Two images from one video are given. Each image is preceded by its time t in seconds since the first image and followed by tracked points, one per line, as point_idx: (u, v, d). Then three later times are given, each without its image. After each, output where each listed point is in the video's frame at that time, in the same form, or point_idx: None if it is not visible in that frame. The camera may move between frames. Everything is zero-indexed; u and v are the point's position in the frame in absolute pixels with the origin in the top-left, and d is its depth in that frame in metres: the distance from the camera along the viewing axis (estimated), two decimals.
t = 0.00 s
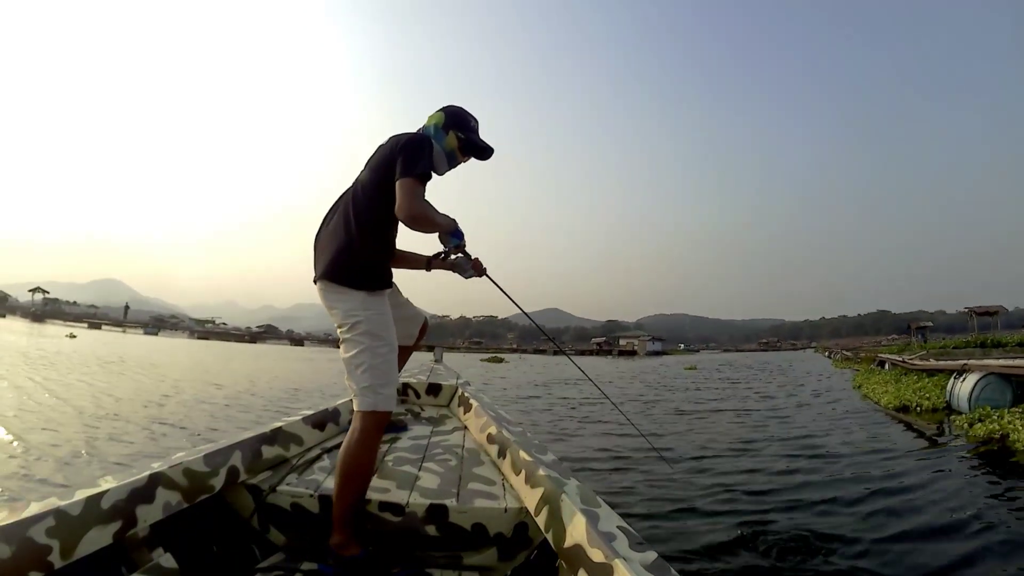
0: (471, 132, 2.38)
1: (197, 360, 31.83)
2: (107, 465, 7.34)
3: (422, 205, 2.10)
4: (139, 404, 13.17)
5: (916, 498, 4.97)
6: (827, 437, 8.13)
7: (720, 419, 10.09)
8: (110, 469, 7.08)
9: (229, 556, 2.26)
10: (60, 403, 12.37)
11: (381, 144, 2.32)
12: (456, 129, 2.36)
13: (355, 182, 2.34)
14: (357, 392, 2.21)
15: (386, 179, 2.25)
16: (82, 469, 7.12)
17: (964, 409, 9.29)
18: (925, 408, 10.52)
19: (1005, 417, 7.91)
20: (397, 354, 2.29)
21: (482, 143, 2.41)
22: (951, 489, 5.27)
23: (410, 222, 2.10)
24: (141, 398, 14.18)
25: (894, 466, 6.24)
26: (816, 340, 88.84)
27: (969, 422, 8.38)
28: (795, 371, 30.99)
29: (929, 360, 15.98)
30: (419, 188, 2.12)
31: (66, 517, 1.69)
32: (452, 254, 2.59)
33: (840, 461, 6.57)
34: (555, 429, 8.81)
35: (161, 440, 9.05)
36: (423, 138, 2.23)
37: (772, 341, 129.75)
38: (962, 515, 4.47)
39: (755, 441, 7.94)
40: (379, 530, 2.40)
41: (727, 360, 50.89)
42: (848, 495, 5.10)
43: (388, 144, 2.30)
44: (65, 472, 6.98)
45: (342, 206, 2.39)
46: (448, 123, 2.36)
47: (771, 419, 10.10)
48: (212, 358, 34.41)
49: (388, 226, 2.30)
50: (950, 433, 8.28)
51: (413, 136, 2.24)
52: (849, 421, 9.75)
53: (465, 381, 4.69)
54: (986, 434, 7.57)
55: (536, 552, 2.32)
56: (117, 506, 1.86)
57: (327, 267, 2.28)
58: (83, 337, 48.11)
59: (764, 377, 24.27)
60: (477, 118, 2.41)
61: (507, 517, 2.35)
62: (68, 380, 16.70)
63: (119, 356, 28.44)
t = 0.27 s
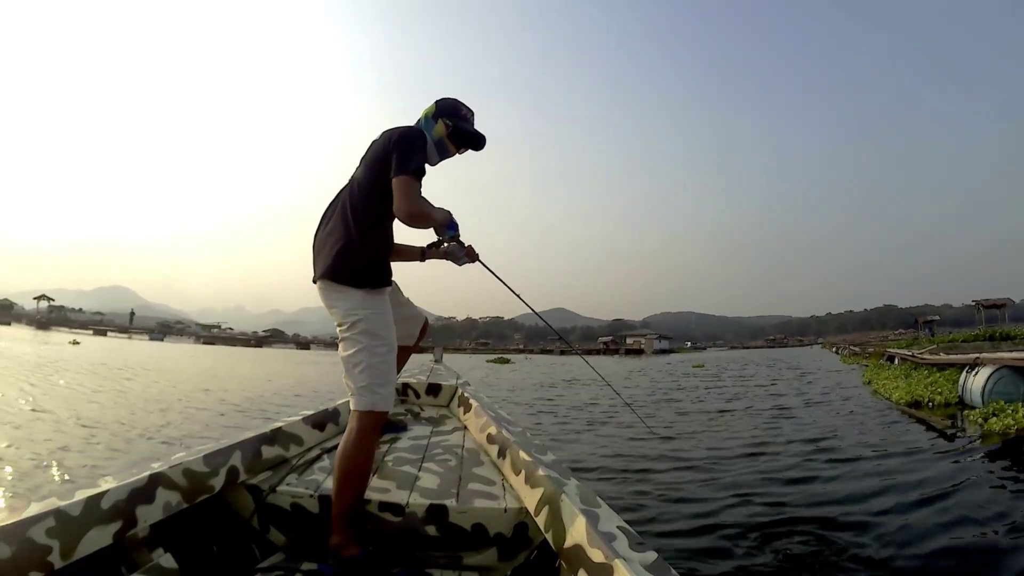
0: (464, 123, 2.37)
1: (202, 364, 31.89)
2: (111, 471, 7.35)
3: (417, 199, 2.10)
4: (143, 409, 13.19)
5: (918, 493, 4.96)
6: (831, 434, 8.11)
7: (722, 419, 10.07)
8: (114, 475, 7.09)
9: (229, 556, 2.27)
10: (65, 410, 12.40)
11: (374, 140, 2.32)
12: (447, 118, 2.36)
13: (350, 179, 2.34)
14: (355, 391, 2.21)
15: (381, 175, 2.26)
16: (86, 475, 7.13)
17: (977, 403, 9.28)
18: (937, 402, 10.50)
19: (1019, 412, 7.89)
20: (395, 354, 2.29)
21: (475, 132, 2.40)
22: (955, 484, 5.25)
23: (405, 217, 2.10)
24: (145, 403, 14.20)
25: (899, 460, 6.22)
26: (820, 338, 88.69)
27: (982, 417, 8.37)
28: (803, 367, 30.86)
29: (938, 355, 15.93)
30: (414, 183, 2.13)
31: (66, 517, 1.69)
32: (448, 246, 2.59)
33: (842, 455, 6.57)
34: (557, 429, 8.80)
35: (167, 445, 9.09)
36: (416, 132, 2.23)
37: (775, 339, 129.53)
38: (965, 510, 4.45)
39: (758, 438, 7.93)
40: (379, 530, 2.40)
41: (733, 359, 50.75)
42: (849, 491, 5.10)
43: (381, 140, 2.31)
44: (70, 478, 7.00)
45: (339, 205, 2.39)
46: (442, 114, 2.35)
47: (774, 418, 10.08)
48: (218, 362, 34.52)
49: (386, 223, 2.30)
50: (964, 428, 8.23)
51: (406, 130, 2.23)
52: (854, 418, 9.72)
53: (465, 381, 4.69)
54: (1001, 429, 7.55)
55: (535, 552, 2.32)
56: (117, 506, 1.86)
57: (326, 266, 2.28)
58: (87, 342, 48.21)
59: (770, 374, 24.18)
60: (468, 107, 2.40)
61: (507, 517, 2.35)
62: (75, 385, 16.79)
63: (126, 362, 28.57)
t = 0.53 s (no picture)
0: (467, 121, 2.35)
1: (207, 365, 31.97)
2: (115, 471, 7.35)
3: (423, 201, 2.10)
4: (147, 410, 13.22)
5: (924, 494, 4.93)
6: (836, 435, 8.08)
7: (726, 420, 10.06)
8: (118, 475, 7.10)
9: (229, 556, 2.26)
10: (69, 410, 12.42)
11: (380, 140, 2.33)
12: (452, 116, 2.34)
13: (356, 180, 2.35)
14: (359, 391, 2.21)
15: (387, 175, 2.25)
16: (89, 476, 7.13)
17: (991, 406, 9.24)
18: (950, 406, 10.45)
19: None
20: (399, 354, 2.28)
21: (478, 128, 2.38)
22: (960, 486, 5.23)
23: (410, 218, 2.09)
24: (149, 404, 14.21)
25: (904, 463, 6.20)
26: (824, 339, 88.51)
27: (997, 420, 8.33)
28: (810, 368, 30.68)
29: (949, 356, 15.87)
30: (420, 183, 2.12)
31: (66, 516, 1.69)
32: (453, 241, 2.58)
33: (846, 456, 6.56)
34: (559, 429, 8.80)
35: (171, 446, 9.13)
36: (422, 132, 2.23)
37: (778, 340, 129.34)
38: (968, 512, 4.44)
39: (761, 440, 7.91)
40: (379, 531, 2.40)
41: (739, 360, 50.51)
42: (852, 491, 5.09)
43: (387, 140, 2.31)
44: (73, 478, 7.00)
45: (344, 205, 2.39)
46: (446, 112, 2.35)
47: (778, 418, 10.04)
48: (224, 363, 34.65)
49: (391, 223, 2.30)
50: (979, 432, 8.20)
51: (411, 131, 2.23)
52: (861, 420, 9.67)
53: (465, 381, 4.69)
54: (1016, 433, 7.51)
55: (535, 552, 2.31)
56: (117, 506, 1.86)
57: (331, 267, 2.28)
58: (91, 342, 48.32)
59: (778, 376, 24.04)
60: (473, 104, 2.38)
61: (507, 518, 2.35)
62: (82, 386, 16.88)
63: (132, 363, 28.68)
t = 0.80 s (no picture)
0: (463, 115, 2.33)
1: (212, 367, 32.03)
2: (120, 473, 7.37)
3: (422, 196, 2.10)
4: (152, 411, 13.25)
5: (928, 490, 4.92)
6: (841, 434, 8.06)
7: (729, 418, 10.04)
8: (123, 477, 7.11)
9: (229, 555, 2.27)
10: (74, 412, 12.46)
11: (378, 139, 2.33)
12: (449, 110, 2.33)
13: (354, 179, 2.35)
14: (355, 390, 2.21)
15: (385, 174, 2.25)
16: (94, 477, 7.15)
17: (1004, 402, 9.21)
18: (963, 402, 10.41)
19: None
20: (396, 353, 2.28)
21: (476, 120, 2.37)
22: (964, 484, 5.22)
23: (410, 214, 2.09)
24: (154, 405, 14.25)
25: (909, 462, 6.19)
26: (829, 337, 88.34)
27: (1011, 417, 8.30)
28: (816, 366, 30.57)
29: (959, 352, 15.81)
30: (419, 180, 2.12)
31: (65, 516, 1.69)
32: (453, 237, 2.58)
33: (849, 454, 6.54)
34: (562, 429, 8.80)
35: (177, 446, 9.17)
36: (419, 130, 2.23)
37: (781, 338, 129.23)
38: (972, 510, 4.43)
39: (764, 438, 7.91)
40: (379, 530, 2.40)
41: (744, 358, 50.41)
42: (855, 489, 5.08)
43: (384, 139, 2.31)
44: (77, 480, 7.01)
45: (343, 205, 2.39)
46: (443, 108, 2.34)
47: (782, 416, 10.01)
48: (230, 365, 34.74)
49: (390, 221, 2.30)
50: (992, 428, 8.17)
51: (409, 128, 2.23)
52: (867, 418, 9.64)
53: (465, 381, 4.68)
54: None
55: (535, 552, 2.31)
56: (117, 505, 1.86)
57: (330, 266, 2.28)
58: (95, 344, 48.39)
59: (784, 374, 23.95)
60: (469, 97, 2.37)
61: (507, 517, 2.35)
62: (88, 388, 16.96)
63: (138, 365, 28.80)
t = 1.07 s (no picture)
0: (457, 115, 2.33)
1: (217, 370, 32.04)
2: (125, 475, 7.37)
3: (418, 196, 2.10)
4: (156, 415, 13.26)
5: (932, 486, 4.91)
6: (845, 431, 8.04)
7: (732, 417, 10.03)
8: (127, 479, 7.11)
9: (229, 555, 2.26)
10: (80, 416, 12.49)
11: (374, 139, 2.33)
12: (443, 108, 2.34)
13: (352, 180, 2.35)
14: (355, 391, 2.21)
15: (383, 174, 2.25)
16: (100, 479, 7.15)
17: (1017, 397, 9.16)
18: (975, 398, 10.35)
19: None
20: (396, 354, 2.28)
21: (471, 117, 2.38)
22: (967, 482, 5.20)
23: (406, 214, 2.09)
24: (159, 409, 14.26)
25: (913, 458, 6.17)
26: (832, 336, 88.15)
27: None
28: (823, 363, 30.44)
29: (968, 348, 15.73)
30: (415, 179, 2.12)
31: (66, 517, 1.69)
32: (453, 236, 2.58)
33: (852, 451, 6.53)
34: (564, 428, 8.82)
35: (183, 449, 9.20)
36: (414, 129, 2.23)
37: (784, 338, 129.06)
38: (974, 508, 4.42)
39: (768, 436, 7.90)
40: (379, 531, 2.40)
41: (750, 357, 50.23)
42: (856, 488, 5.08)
43: (380, 139, 2.31)
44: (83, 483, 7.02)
45: (341, 205, 2.40)
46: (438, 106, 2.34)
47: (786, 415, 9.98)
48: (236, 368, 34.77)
49: (388, 221, 2.31)
50: (1006, 425, 8.12)
51: (404, 128, 2.24)
52: (873, 415, 9.60)
53: (464, 381, 4.69)
54: None
55: (536, 552, 2.31)
56: (117, 506, 1.87)
57: (331, 266, 2.28)
58: (98, 347, 48.42)
59: (791, 371, 23.85)
60: (463, 95, 2.38)
61: (507, 518, 2.35)
62: (95, 392, 17.00)
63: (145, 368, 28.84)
